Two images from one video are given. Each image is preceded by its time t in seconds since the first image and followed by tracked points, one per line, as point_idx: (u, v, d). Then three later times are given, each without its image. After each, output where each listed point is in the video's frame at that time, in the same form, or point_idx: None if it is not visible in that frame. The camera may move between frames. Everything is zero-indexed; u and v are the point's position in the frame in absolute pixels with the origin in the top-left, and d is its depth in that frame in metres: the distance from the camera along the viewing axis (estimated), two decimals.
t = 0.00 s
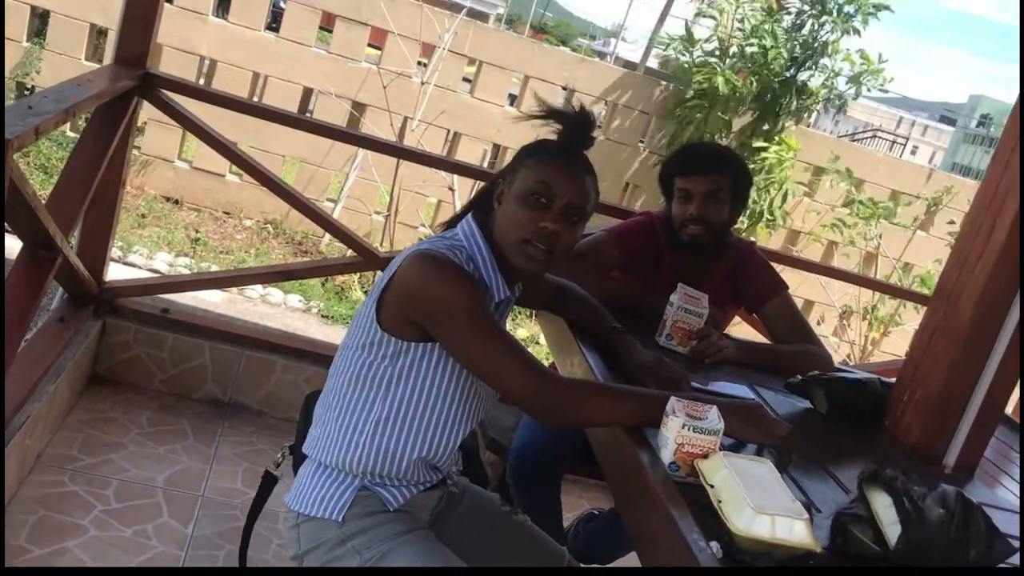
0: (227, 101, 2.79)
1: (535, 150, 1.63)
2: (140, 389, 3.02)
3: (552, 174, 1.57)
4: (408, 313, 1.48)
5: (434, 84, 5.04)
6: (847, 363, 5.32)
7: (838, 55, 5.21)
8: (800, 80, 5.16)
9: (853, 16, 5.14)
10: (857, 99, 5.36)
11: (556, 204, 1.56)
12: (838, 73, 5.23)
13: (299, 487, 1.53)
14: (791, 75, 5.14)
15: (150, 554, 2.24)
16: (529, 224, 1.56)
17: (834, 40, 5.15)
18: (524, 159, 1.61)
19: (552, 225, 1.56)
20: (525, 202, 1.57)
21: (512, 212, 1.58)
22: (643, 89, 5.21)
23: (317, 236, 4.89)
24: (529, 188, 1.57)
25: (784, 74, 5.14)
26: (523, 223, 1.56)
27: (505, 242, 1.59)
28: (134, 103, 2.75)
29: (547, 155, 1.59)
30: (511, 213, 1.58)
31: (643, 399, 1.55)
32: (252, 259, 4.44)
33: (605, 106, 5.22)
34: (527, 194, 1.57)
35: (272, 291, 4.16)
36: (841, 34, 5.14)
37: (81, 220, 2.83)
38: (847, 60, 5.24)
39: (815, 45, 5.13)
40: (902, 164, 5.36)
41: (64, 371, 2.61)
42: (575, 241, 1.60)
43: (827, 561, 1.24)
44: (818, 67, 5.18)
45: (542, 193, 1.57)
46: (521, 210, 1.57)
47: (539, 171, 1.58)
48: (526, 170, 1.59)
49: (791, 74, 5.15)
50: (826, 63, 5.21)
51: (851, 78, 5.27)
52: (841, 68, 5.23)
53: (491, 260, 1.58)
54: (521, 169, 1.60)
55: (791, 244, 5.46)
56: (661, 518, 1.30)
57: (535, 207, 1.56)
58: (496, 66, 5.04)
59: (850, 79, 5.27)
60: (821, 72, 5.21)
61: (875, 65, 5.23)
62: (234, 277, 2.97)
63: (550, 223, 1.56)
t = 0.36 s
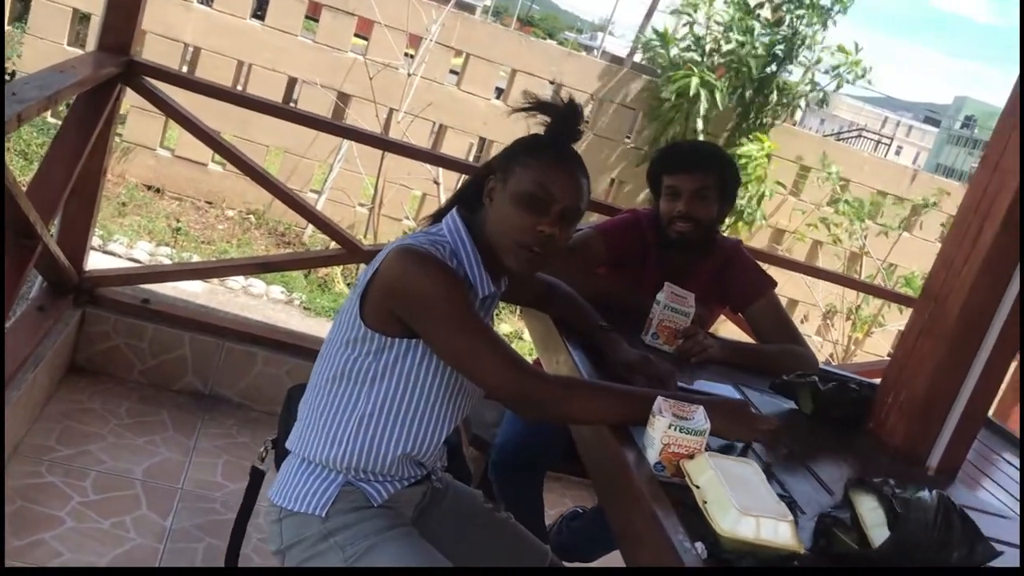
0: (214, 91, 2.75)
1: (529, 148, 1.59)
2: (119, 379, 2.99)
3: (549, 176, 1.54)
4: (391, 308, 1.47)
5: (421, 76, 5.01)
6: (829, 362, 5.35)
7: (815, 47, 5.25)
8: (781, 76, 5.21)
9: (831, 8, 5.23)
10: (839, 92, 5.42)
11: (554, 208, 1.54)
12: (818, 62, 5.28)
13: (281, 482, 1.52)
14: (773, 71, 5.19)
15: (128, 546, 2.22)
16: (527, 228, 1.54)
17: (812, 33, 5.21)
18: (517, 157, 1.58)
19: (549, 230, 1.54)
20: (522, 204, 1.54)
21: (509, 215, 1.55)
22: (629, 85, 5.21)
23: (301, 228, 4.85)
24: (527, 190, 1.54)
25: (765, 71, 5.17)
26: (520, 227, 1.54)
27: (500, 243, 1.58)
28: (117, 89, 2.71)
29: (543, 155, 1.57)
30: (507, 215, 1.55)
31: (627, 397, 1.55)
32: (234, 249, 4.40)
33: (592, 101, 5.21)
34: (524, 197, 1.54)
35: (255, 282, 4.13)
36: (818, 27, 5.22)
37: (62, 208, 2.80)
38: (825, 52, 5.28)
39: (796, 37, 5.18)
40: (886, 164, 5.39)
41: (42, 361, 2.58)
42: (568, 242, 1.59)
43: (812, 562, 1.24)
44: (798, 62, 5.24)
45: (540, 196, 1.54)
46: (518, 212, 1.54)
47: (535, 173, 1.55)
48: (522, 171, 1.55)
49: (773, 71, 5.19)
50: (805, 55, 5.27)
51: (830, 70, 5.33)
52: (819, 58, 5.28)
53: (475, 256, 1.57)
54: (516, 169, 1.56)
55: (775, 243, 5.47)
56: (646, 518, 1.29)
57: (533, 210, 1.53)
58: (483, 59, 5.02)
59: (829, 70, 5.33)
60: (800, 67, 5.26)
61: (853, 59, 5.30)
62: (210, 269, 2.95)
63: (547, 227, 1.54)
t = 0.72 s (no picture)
0: (204, 92, 2.75)
1: (523, 158, 1.61)
2: (108, 380, 2.99)
3: (543, 186, 1.56)
4: (385, 315, 1.48)
5: (411, 77, 5.01)
6: (816, 364, 5.39)
7: (800, 50, 5.17)
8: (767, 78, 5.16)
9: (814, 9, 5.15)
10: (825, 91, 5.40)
11: (547, 218, 1.56)
12: (803, 67, 5.22)
13: (272, 486, 1.52)
14: (759, 74, 5.13)
15: (117, 549, 2.22)
16: (521, 238, 1.55)
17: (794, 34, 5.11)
18: (513, 168, 1.60)
19: (543, 240, 1.55)
20: (516, 214, 1.56)
21: (503, 224, 1.57)
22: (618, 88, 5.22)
23: (290, 229, 4.85)
24: (522, 200, 1.56)
25: (751, 74, 5.13)
26: (514, 237, 1.56)
27: (494, 253, 1.59)
28: (107, 91, 2.70)
29: (538, 165, 1.58)
30: (501, 224, 1.57)
31: (617, 404, 1.56)
32: (224, 250, 4.39)
33: (582, 103, 5.22)
34: (518, 207, 1.56)
35: (244, 283, 4.13)
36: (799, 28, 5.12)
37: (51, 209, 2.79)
38: (812, 54, 5.23)
39: (781, 42, 5.10)
40: (874, 168, 5.43)
41: (31, 363, 2.57)
42: (561, 251, 1.61)
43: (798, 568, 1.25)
44: (784, 65, 5.17)
45: (534, 206, 1.55)
46: (513, 222, 1.56)
47: (530, 183, 1.56)
48: (517, 181, 1.57)
49: (759, 74, 5.14)
50: (790, 59, 5.19)
51: (817, 72, 5.31)
52: (805, 62, 5.22)
53: (469, 264, 1.58)
54: (511, 180, 1.58)
55: (764, 246, 5.50)
56: (634, 524, 1.30)
57: (527, 221, 1.55)
58: (473, 61, 5.02)
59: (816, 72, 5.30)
60: (785, 69, 5.19)
61: (839, 58, 5.26)
62: (204, 269, 2.94)
63: (541, 237, 1.56)
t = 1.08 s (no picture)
0: (200, 98, 2.75)
1: (516, 158, 1.61)
2: (105, 388, 2.97)
3: (533, 184, 1.56)
4: (383, 320, 1.47)
5: (408, 82, 5.01)
6: (816, 367, 5.37)
7: (799, 51, 5.29)
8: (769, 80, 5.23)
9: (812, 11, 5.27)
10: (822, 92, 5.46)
11: (539, 216, 1.55)
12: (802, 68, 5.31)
13: (271, 492, 1.51)
14: (757, 76, 5.20)
15: (114, 557, 2.20)
16: (513, 237, 1.55)
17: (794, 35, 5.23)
18: (504, 167, 1.60)
19: (536, 238, 1.55)
20: (508, 213, 1.55)
21: (495, 224, 1.57)
22: (614, 91, 5.22)
23: (288, 235, 4.84)
24: (512, 199, 1.56)
25: (750, 76, 5.19)
26: (506, 236, 1.55)
27: (488, 255, 1.59)
28: (103, 96, 2.70)
29: (529, 164, 1.58)
30: (492, 225, 1.57)
31: (618, 408, 1.55)
32: (221, 256, 4.39)
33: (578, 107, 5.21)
34: (509, 206, 1.56)
35: (242, 289, 4.12)
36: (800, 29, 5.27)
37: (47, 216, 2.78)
38: (811, 56, 5.35)
39: (779, 43, 5.19)
40: (873, 170, 5.43)
41: (27, 370, 2.56)
42: (557, 250, 1.60)
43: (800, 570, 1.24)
44: (782, 67, 5.25)
45: (525, 204, 1.55)
46: (505, 221, 1.55)
47: (521, 182, 1.56)
48: (507, 180, 1.58)
49: (756, 76, 5.20)
50: (789, 61, 5.28)
51: (816, 72, 5.39)
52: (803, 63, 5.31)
53: (467, 268, 1.57)
54: (502, 179, 1.58)
55: (762, 248, 5.49)
56: (634, 526, 1.29)
57: (519, 219, 1.55)
58: (470, 65, 5.03)
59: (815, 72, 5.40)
60: (784, 70, 5.27)
61: (835, 58, 5.37)
62: (202, 275, 2.93)
63: (534, 235, 1.55)
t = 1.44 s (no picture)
0: (205, 107, 2.75)
1: (517, 161, 1.61)
2: (113, 397, 2.98)
3: (534, 188, 1.56)
4: (389, 326, 1.47)
5: (412, 90, 5.02)
6: (824, 368, 5.36)
7: (811, 59, 5.18)
8: (774, 85, 5.19)
9: (827, 20, 5.12)
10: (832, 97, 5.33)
11: (540, 218, 1.55)
12: (812, 77, 5.22)
13: (279, 499, 1.51)
14: (767, 80, 5.15)
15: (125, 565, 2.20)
16: (514, 240, 1.55)
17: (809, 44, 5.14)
18: (505, 171, 1.60)
19: (536, 241, 1.55)
20: (509, 217, 1.56)
21: (497, 227, 1.57)
22: (618, 95, 5.22)
23: (294, 242, 4.86)
24: (513, 202, 1.56)
25: (759, 80, 5.16)
26: (507, 240, 1.55)
27: (490, 258, 1.59)
28: (109, 107, 2.71)
29: (531, 166, 1.58)
30: (494, 228, 1.57)
31: (625, 411, 1.55)
32: (228, 265, 4.39)
33: (582, 111, 5.21)
34: (510, 210, 1.56)
35: (249, 297, 4.13)
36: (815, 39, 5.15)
37: (54, 227, 2.79)
38: (819, 64, 5.21)
39: (791, 49, 5.14)
40: (879, 171, 5.42)
41: (35, 380, 2.56)
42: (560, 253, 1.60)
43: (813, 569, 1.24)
44: (793, 72, 5.19)
45: (525, 208, 1.55)
46: (506, 225, 1.56)
47: (522, 185, 1.56)
48: (508, 184, 1.58)
49: (767, 80, 5.16)
50: (799, 68, 5.20)
51: (823, 79, 5.26)
52: (813, 73, 5.21)
53: (472, 273, 1.57)
54: (504, 182, 1.59)
55: (769, 250, 5.51)
56: (645, 528, 1.29)
57: (520, 223, 1.55)
58: (473, 71, 5.03)
59: (821, 79, 5.25)
60: (794, 76, 5.22)
61: (846, 65, 5.23)
62: (209, 283, 2.94)
63: (534, 238, 1.55)
